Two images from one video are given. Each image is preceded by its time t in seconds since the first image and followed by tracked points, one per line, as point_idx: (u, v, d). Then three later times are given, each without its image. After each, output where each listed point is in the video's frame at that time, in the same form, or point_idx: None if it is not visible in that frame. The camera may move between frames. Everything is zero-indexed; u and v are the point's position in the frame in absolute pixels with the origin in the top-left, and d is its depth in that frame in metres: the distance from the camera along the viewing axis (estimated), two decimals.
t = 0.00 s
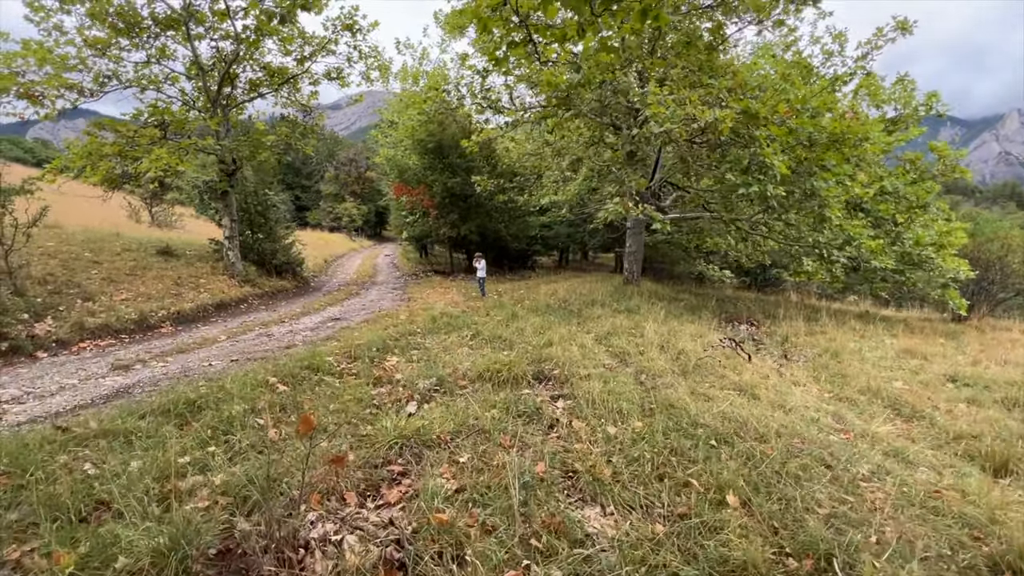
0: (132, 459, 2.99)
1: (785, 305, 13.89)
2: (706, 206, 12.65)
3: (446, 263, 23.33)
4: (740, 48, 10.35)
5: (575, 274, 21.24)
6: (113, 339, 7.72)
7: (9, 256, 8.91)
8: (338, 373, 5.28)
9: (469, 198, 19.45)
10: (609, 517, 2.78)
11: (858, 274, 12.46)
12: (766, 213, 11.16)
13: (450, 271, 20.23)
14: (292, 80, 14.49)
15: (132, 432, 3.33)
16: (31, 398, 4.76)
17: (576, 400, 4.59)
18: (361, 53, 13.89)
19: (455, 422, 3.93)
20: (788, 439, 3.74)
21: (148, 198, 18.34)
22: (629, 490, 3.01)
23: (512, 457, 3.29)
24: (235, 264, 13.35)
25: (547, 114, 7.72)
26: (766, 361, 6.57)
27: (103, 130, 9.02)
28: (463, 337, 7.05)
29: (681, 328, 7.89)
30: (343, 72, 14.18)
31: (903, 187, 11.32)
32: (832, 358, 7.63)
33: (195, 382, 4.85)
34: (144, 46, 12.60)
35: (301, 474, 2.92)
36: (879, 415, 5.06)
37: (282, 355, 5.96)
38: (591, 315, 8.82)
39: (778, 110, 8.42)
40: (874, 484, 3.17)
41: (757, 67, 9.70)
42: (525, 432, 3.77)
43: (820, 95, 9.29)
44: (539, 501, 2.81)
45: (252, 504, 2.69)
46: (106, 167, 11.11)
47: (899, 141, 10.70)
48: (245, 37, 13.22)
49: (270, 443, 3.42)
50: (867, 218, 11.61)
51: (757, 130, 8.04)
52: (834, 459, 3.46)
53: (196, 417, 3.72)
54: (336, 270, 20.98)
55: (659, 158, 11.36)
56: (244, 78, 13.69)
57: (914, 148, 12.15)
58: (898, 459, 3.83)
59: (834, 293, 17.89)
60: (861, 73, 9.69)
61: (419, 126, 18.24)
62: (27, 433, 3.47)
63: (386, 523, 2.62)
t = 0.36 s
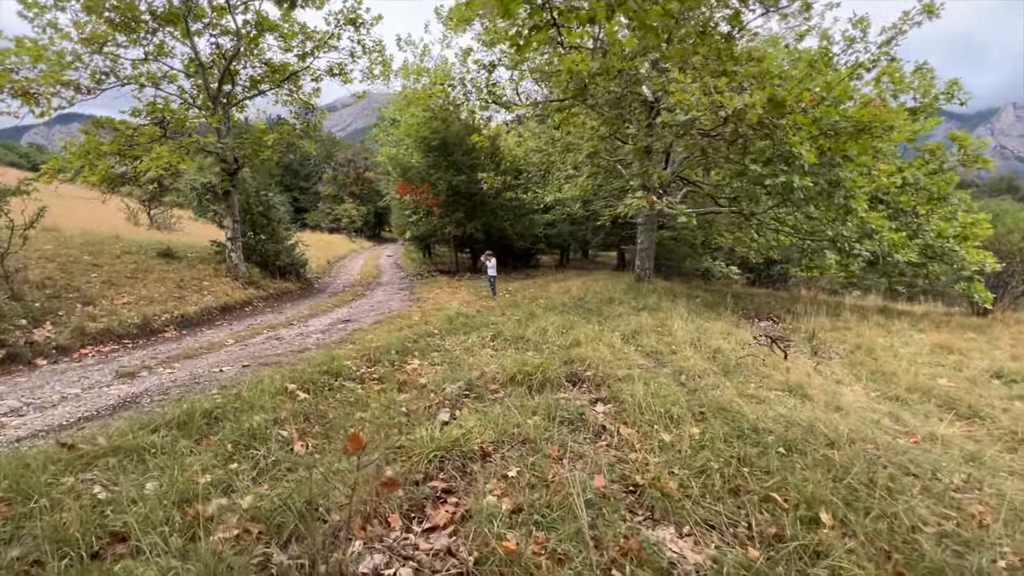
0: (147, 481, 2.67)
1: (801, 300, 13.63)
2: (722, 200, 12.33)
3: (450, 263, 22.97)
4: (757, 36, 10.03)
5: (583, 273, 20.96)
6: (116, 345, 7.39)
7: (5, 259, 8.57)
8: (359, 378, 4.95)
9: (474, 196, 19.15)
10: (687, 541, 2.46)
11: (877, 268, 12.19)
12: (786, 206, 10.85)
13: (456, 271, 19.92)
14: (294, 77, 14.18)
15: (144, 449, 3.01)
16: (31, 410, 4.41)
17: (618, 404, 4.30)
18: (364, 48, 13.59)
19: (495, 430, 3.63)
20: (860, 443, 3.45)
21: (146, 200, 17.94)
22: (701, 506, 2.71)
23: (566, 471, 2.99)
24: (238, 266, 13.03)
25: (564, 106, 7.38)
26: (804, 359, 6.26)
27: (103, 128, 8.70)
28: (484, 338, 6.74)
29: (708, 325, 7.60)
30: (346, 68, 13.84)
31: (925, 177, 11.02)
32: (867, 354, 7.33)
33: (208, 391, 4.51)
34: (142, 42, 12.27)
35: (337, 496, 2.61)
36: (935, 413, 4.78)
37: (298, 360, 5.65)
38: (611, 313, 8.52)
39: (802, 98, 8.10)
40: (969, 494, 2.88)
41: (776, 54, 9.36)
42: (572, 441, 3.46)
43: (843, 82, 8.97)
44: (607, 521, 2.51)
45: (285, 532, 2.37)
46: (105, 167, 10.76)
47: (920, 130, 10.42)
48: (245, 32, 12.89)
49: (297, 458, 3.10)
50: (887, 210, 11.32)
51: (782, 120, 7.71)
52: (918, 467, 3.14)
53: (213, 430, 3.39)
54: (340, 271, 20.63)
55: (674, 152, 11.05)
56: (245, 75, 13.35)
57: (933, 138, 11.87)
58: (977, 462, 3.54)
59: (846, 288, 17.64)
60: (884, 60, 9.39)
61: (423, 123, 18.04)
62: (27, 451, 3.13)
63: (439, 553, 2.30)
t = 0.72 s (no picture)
0: (179, 496, 2.44)
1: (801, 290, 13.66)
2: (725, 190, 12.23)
3: (445, 258, 22.64)
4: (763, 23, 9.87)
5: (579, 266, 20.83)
6: (110, 347, 7.02)
7: None
8: (380, 378, 4.72)
9: (469, 190, 18.86)
10: (772, 546, 2.31)
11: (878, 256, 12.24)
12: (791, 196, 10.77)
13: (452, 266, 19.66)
14: (284, 66, 13.72)
15: (168, 459, 2.75)
16: (31, 417, 4.10)
17: (658, 399, 4.14)
18: (359, 36, 13.19)
19: (539, 430, 3.43)
20: (920, 435, 3.34)
21: (129, 197, 17.28)
22: (777, 507, 2.56)
23: (627, 473, 2.82)
24: (230, 263, 12.61)
25: (570, 103, 7.18)
26: (827, 348, 6.18)
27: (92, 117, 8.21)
28: (499, 334, 6.55)
29: (723, 317, 7.49)
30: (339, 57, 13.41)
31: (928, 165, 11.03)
32: (883, 343, 7.31)
33: (223, 393, 4.25)
34: (126, 30, 11.73)
35: (392, 509, 2.41)
36: (970, 401, 4.72)
37: (311, 359, 5.38)
38: (623, 306, 8.37)
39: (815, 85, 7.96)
40: None
41: (784, 41, 9.23)
42: (623, 439, 3.30)
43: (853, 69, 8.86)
44: (686, 526, 2.35)
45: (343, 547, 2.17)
46: (89, 160, 10.14)
47: (922, 118, 10.43)
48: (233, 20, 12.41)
49: (336, 466, 2.88)
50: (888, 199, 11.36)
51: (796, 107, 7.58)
52: (983, 456, 3.05)
53: (239, 437, 3.15)
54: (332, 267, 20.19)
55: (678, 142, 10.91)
56: (234, 64, 12.87)
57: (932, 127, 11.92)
58: None
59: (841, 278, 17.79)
60: (890, 46, 9.34)
61: (417, 114, 17.73)
62: (37, 465, 2.86)
63: (513, 570, 2.12)
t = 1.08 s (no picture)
0: (225, 499, 2.28)
1: (789, 279, 13.94)
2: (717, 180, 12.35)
3: (431, 252, 22.33)
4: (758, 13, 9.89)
5: (566, 258, 20.83)
6: (97, 345, 6.65)
7: None
8: (399, 371, 4.56)
9: (457, 181, 18.62)
10: (844, 530, 2.29)
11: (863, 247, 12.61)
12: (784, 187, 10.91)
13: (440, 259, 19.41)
14: (266, 53, 13.20)
15: (203, 459, 2.58)
16: (27, 420, 3.83)
17: (687, 386, 4.12)
18: (345, 22, 12.76)
19: (580, 421, 3.35)
20: (956, 417, 3.40)
21: (97, 189, 16.43)
22: (837, 492, 2.54)
23: (682, 461, 2.76)
24: (213, 257, 12.12)
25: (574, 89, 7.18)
26: (833, 334, 6.27)
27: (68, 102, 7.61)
28: (508, 325, 6.45)
29: (726, 306, 7.57)
30: (325, 44, 12.98)
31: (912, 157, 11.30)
32: (880, 328, 7.49)
33: (237, 391, 4.04)
34: (97, 11, 11.08)
35: (455, 506, 2.30)
36: (979, 382, 4.87)
37: (322, 354, 5.18)
38: (625, 296, 8.35)
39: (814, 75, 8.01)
40: None
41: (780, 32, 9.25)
42: (666, 427, 3.24)
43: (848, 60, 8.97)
44: (758, 512, 2.31)
45: (412, 549, 2.06)
46: (62, 148, 9.40)
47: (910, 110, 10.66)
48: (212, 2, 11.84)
49: (381, 463, 2.75)
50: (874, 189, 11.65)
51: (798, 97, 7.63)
52: (1021, 435, 3.11)
53: (271, 435, 2.99)
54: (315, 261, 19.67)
55: (673, 132, 10.93)
56: (214, 49, 12.31)
57: (914, 119, 12.25)
58: None
59: (823, 267, 18.26)
60: (881, 38, 9.51)
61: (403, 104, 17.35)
62: (54, 472, 2.64)
63: (594, 565, 2.04)
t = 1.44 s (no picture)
0: (270, 518, 2.18)
1: (774, 272, 14.24)
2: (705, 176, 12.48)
3: (415, 247, 22.02)
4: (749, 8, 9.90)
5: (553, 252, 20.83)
6: (80, 351, 6.31)
7: None
8: (414, 373, 4.45)
9: (442, 176, 18.38)
10: (895, 526, 2.32)
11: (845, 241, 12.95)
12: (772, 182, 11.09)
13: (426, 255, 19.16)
14: (245, 43, 12.72)
15: (237, 474, 2.46)
16: (22, 435, 3.58)
17: (708, 383, 4.13)
18: (329, 12, 12.39)
19: (613, 422, 3.31)
20: (976, 408, 3.49)
21: (63, 185, 15.62)
22: (882, 489, 2.57)
23: (727, 462, 2.75)
24: (194, 255, 11.67)
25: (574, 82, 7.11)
26: (832, 327, 6.39)
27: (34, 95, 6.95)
28: (514, 323, 6.38)
29: (724, 300, 7.65)
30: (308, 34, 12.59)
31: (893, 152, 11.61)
32: (871, 319, 7.71)
33: (248, 400, 3.87)
34: None
35: (511, 517, 2.24)
36: (978, 371, 5.03)
37: (329, 358, 5.01)
38: (623, 291, 8.37)
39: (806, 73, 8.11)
40: None
41: (772, 29, 9.31)
42: (701, 427, 3.23)
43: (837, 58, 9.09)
44: (814, 513, 2.31)
45: (476, 565, 2.00)
46: (30, 142, 8.85)
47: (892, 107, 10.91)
48: None
49: (422, 473, 2.66)
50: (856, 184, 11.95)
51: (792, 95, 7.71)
52: None
53: (300, 445, 2.86)
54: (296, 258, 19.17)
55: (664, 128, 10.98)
56: (190, 39, 11.79)
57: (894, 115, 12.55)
58: None
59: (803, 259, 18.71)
60: (865, 37, 9.75)
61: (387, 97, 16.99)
62: (73, 494, 2.47)
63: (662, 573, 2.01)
